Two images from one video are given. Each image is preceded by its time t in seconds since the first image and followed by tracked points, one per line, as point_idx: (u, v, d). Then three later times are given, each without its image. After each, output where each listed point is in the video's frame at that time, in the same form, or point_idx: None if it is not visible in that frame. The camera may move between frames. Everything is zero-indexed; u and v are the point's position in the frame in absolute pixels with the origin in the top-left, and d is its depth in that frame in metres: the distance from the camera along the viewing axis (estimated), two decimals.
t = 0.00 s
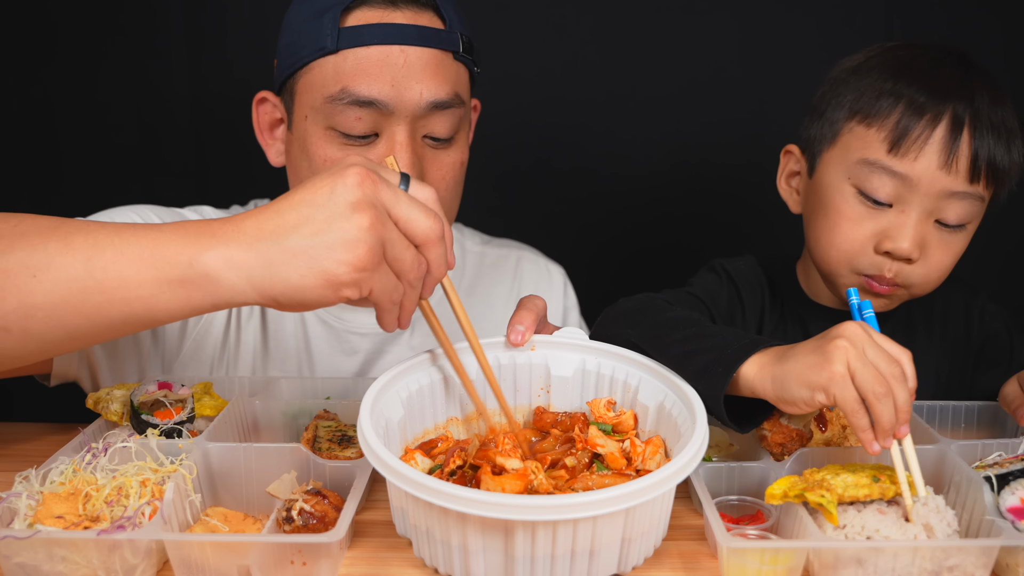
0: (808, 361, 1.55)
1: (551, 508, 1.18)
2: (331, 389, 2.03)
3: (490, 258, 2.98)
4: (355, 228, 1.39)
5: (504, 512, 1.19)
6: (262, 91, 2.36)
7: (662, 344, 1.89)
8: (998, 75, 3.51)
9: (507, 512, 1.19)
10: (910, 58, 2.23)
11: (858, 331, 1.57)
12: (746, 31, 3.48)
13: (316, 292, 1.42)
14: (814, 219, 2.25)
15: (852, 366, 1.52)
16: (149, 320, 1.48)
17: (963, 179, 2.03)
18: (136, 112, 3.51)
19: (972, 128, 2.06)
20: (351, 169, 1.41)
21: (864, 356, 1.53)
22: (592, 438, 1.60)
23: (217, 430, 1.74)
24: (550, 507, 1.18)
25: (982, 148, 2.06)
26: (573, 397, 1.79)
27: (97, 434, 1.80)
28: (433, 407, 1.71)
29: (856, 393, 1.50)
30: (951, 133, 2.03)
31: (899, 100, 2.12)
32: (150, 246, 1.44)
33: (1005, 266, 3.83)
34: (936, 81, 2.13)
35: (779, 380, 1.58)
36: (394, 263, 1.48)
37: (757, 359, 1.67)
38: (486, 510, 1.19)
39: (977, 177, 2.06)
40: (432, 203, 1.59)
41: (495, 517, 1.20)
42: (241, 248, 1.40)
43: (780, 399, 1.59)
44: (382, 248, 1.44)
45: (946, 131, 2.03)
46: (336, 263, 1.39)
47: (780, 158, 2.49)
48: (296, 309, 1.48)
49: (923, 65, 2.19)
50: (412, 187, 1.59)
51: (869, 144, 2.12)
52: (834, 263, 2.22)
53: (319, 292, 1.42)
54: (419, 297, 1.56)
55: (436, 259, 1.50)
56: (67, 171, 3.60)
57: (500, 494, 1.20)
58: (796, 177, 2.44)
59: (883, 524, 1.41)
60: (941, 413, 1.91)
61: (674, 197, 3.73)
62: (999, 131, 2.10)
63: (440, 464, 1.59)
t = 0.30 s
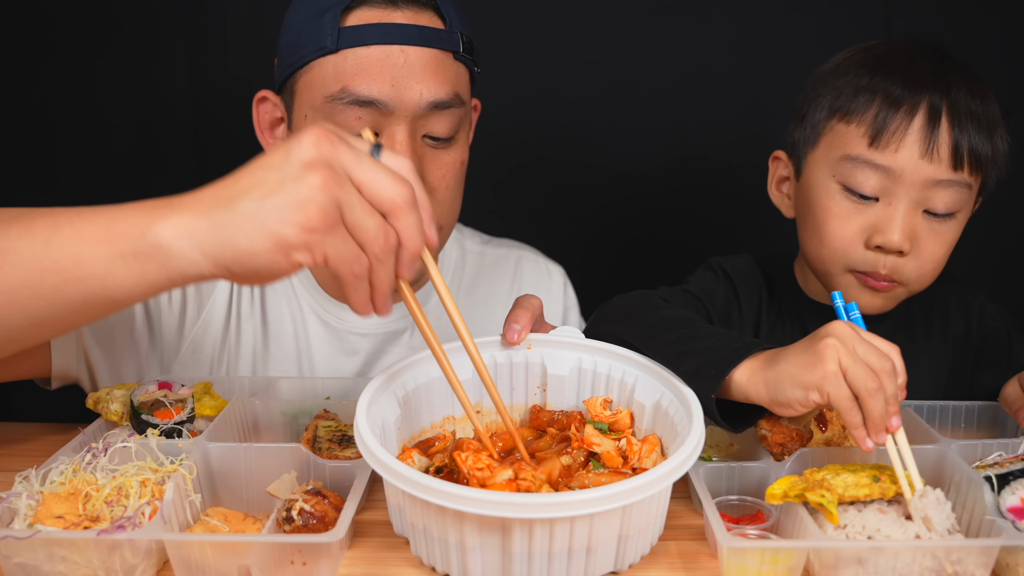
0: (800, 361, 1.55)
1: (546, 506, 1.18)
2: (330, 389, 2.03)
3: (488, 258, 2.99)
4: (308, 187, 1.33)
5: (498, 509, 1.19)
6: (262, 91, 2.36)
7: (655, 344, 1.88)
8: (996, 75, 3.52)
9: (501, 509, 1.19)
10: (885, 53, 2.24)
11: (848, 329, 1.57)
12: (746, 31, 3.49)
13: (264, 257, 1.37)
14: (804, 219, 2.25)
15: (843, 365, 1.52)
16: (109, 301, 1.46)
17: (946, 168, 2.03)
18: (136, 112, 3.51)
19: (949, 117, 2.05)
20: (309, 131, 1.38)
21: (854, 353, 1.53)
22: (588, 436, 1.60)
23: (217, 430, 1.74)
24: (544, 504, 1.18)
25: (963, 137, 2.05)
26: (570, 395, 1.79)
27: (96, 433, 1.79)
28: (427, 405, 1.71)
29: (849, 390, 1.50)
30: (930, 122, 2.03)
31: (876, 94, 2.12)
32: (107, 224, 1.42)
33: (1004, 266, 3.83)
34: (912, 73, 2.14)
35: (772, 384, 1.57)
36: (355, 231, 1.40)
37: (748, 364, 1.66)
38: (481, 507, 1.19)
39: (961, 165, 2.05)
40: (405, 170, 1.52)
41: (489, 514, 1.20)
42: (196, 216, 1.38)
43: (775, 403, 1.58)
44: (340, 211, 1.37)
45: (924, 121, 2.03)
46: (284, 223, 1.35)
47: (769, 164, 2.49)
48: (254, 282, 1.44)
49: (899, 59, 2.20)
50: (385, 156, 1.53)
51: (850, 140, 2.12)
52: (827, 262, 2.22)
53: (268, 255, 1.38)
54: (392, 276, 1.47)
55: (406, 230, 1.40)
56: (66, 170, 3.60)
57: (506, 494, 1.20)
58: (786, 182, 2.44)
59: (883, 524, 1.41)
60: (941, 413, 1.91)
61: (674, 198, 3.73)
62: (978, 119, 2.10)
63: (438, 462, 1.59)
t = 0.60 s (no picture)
0: (789, 356, 1.55)
1: (546, 507, 1.18)
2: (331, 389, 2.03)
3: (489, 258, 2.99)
4: (289, 161, 1.37)
5: (499, 510, 1.19)
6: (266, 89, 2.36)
7: (649, 343, 1.88)
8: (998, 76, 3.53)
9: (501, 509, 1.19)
10: (878, 51, 2.24)
11: (832, 319, 1.57)
12: (748, 31, 3.49)
13: (251, 228, 1.44)
14: (801, 218, 2.24)
15: (833, 355, 1.52)
16: (103, 273, 1.52)
17: (940, 164, 2.02)
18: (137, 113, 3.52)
19: (943, 113, 2.05)
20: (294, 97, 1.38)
21: (843, 341, 1.53)
22: (587, 436, 1.60)
23: (217, 430, 1.73)
24: (544, 505, 1.18)
25: (956, 133, 2.05)
26: (569, 395, 1.79)
27: (97, 433, 1.79)
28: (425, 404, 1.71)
29: (841, 379, 1.50)
30: (923, 119, 2.03)
31: (869, 93, 2.12)
32: (106, 192, 1.46)
33: (1004, 267, 3.83)
34: (905, 70, 2.14)
35: (762, 379, 1.58)
36: (334, 207, 1.42)
37: (741, 362, 1.66)
38: (482, 507, 1.19)
39: (955, 162, 2.05)
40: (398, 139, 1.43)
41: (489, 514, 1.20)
42: (192, 180, 1.43)
43: (767, 397, 1.58)
44: (319, 186, 1.40)
45: (917, 118, 2.03)
46: (265, 198, 1.39)
47: (764, 165, 2.49)
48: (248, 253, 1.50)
49: (892, 57, 2.20)
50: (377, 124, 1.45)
51: (844, 139, 2.12)
52: (823, 262, 2.22)
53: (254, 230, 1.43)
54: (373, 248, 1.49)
55: (384, 210, 1.41)
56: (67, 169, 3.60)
57: (505, 494, 1.20)
58: (782, 183, 2.44)
59: (883, 524, 1.41)
60: (940, 412, 1.91)
61: (674, 198, 3.73)
62: (971, 115, 2.10)
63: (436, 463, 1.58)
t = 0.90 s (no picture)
0: (787, 348, 1.56)
1: (547, 507, 1.18)
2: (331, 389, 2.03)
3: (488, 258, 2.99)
4: (321, 247, 1.32)
5: (500, 510, 1.19)
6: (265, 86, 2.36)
7: (645, 341, 1.89)
8: (997, 75, 3.53)
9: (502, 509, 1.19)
10: (878, 51, 2.25)
11: (829, 311, 1.58)
12: (747, 30, 3.49)
13: (282, 313, 1.40)
14: (801, 217, 2.23)
15: (831, 345, 1.52)
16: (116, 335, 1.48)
17: (940, 162, 2.03)
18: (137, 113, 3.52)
19: (943, 112, 2.06)
20: (330, 176, 1.33)
21: (840, 332, 1.54)
22: (586, 436, 1.60)
23: (217, 430, 1.73)
24: (545, 505, 1.18)
25: (956, 132, 2.05)
26: (567, 395, 1.79)
27: (97, 433, 1.79)
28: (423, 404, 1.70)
29: (841, 368, 1.51)
30: (923, 118, 2.03)
31: (869, 91, 2.12)
32: (133, 252, 1.41)
33: (1003, 266, 3.84)
34: (904, 70, 2.14)
35: (759, 372, 1.58)
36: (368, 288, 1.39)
37: (738, 355, 1.67)
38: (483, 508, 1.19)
39: (955, 160, 2.05)
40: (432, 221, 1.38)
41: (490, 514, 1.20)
42: (221, 256, 1.37)
43: (764, 390, 1.58)
44: (353, 270, 1.37)
45: (917, 117, 2.04)
46: (298, 285, 1.35)
47: (763, 164, 2.49)
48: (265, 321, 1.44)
49: (891, 56, 2.21)
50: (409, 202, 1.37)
51: (845, 137, 2.12)
52: (824, 261, 2.21)
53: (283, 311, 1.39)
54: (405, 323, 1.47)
55: (421, 288, 1.37)
56: (67, 170, 3.60)
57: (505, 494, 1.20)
58: (781, 182, 2.43)
59: (883, 524, 1.41)
60: (940, 413, 1.91)
61: (674, 197, 3.73)
62: (970, 114, 2.10)
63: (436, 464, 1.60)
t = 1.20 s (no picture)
0: (786, 316, 1.55)
1: (549, 507, 1.18)
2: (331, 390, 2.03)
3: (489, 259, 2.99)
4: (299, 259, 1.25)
5: (500, 511, 1.18)
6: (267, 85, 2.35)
7: (645, 336, 1.90)
8: (999, 75, 3.52)
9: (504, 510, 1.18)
10: (882, 49, 2.25)
11: (824, 279, 1.55)
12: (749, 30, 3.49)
13: (261, 328, 1.36)
14: (805, 213, 2.22)
15: (829, 309, 1.50)
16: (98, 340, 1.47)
17: (945, 159, 2.02)
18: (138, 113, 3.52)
19: (948, 110, 2.05)
20: (297, 189, 1.22)
21: (838, 297, 1.51)
22: (587, 435, 1.61)
23: (217, 430, 1.73)
24: (547, 505, 1.18)
25: (961, 130, 2.05)
26: (567, 395, 1.79)
27: (97, 433, 1.79)
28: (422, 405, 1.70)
29: (839, 331, 1.48)
30: (929, 115, 2.03)
31: (874, 89, 2.12)
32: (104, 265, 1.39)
33: (1005, 267, 3.83)
34: (909, 68, 2.14)
35: (760, 343, 1.58)
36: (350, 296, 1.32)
37: (738, 335, 1.68)
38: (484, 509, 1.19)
39: (960, 158, 2.05)
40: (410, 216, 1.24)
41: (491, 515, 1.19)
42: (192, 270, 1.33)
43: (766, 359, 1.58)
44: (332, 284, 1.29)
45: (923, 114, 2.03)
46: (275, 306, 1.31)
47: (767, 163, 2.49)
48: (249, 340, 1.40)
49: (896, 55, 2.21)
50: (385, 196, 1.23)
51: (850, 134, 2.11)
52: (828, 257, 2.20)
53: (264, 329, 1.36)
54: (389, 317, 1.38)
55: (404, 292, 1.29)
56: (68, 171, 3.61)
57: (506, 494, 1.19)
58: (785, 181, 2.43)
59: (884, 524, 1.40)
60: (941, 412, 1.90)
61: (674, 198, 3.73)
62: (976, 114, 2.10)
63: (435, 464, 1.60)
